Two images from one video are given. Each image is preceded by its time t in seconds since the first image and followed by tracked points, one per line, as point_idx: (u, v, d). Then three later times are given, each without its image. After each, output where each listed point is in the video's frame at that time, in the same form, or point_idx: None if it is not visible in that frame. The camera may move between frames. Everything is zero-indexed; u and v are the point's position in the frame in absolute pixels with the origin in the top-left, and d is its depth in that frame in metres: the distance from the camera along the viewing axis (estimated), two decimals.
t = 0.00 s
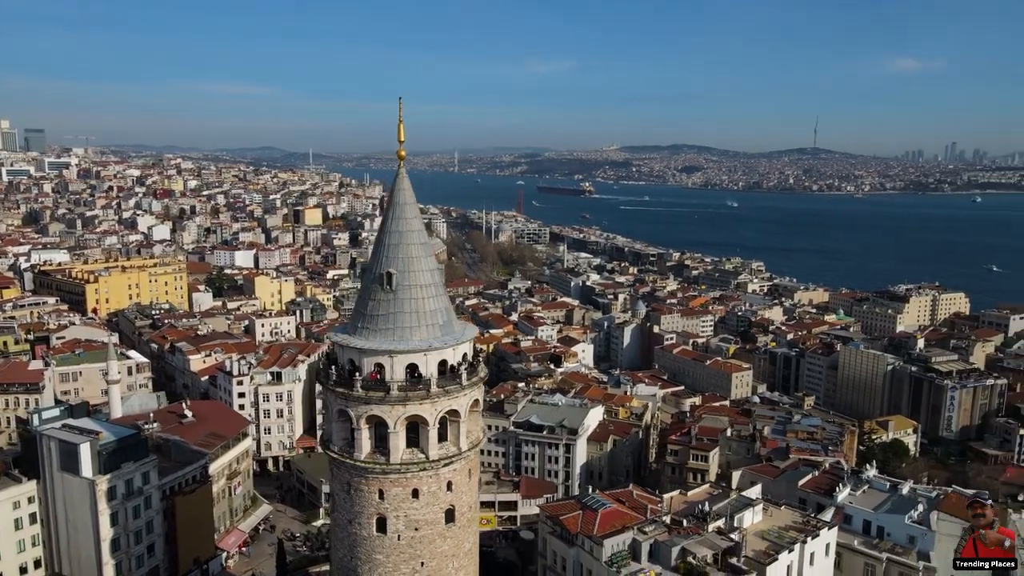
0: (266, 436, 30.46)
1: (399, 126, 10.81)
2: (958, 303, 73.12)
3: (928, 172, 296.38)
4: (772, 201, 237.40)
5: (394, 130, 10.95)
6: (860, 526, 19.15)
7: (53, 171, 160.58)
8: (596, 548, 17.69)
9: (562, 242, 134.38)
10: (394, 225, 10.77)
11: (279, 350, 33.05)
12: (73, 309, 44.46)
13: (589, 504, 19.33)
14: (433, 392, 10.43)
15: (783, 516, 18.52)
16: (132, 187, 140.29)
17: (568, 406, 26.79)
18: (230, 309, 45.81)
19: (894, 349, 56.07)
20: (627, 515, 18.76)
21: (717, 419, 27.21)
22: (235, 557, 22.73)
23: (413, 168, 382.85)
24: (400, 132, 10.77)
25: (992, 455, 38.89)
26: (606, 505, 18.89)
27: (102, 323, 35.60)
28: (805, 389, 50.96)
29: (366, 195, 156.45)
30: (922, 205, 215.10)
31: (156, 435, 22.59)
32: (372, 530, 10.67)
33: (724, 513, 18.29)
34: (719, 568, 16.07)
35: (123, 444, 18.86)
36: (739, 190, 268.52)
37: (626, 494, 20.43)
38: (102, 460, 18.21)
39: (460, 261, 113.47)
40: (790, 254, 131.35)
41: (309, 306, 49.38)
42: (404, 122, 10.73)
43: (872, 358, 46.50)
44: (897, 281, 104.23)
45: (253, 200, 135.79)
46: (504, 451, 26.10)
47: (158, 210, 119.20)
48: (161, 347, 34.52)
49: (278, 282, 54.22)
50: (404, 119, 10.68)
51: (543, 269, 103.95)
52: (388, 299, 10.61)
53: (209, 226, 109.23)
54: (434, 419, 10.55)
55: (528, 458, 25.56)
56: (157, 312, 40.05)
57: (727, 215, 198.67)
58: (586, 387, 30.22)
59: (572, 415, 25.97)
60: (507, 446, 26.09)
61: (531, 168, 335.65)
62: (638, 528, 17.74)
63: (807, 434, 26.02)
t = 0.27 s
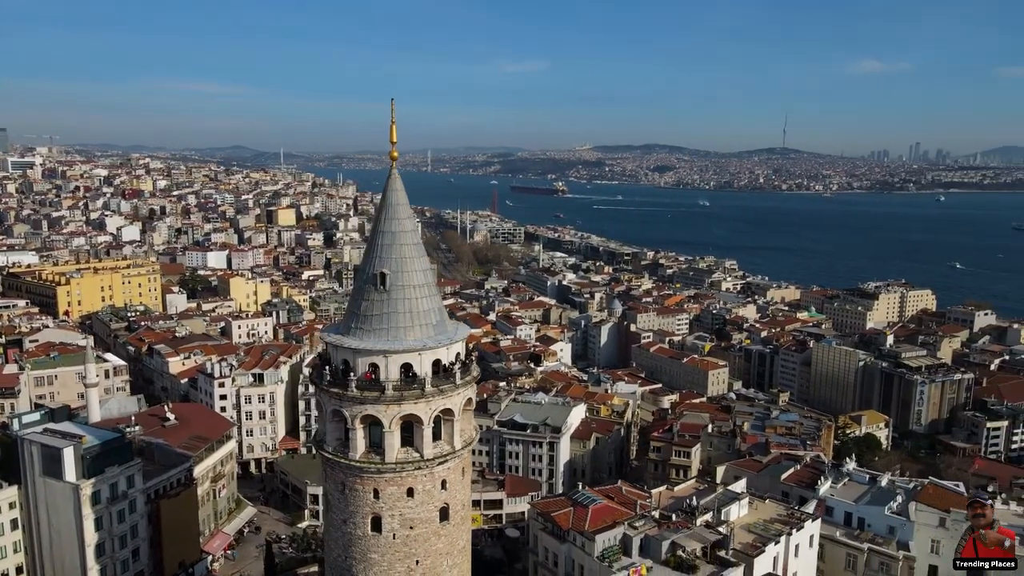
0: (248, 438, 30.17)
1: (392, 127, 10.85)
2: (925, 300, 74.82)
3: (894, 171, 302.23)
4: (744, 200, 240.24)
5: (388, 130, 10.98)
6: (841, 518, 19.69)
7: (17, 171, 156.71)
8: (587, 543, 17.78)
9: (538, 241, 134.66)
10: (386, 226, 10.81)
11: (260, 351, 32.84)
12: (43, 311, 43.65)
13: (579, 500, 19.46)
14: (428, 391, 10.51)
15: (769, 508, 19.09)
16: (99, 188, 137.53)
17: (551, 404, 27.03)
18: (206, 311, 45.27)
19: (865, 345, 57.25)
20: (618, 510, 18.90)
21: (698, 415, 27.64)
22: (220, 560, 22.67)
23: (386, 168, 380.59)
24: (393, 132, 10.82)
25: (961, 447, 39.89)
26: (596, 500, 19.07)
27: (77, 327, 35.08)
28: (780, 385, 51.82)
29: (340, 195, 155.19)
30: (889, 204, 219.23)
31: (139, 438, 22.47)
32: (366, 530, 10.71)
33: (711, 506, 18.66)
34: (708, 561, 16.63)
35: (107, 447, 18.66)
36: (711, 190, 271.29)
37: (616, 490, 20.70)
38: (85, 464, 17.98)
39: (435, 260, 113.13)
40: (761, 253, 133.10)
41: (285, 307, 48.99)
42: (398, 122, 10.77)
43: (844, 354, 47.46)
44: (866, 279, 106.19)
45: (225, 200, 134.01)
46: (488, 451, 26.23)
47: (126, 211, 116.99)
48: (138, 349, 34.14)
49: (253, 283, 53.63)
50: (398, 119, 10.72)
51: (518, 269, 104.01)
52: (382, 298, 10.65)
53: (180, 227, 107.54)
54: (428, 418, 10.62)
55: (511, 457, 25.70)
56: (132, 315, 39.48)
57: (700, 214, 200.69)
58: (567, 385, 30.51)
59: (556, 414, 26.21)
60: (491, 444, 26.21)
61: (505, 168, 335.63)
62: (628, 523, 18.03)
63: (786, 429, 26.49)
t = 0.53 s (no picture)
0: (232, 440, 29.97)
1: (386, 128, 10.90)
2: (898, 297, 76.11)
3: (865, 170, 307.05)
4: (719, 200, 242.45)
5: (380, 131, 11.03)
6: (826, 511, 20.03)
7: None
8: (581, 540, 18.05)
9: (516, 241, 134.78)
10: (381, 226, 10.85)
11: (243, 352, 32.64)
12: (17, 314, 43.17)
13: (572, 497, 19.59)
14: (423, 391, 10.57)
15: (757, 503, 19.42)
16: (70, 188, 135.19)
17: (536, 403, 27.22)
18: (185, 312, 44.79)
19: (840, 342, 58.15)
20: (610, 507, 19.05)
21: (683, 413, 28.00)
22: (208, 563, 22.57)
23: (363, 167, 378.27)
24: (386, 134, 10.86)
25: (935, 441, 40.64)
26: (588, 497, 19.21)
27: (55, 330, 34.69)
28: (758, 382, 52.50)
29: (317, 195, 154.12)
30: (861, 203, 222.62)
31: (126, 442, 22.32)
32: (362, 529, 10.74)
33: (700, 502, 18.96)
34: (699, 555, 16.83)
35: (94, 451, 18.52)
36: (687, 189, 273.42)
37: (606, 487, 20.90)
38: (73, 468, 17.85)
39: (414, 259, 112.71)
40: (737, 252, 134.48)
41: (265, 308, 48.66)
42: (391, 124, 10.84)
43: (822, 351, 48.23)
44: (840, 277, 107.76)
45: (200, 200, 132.56)
46: (474, 450, 26.30)
47: (99, 211, 115.18)
48: (118, 352, 33.81)
49: (232, 284, 53.17)
50: (391, 121, 10.78)
51: (498, 269, 104.07)
52: (376, 299, 10.69)
53: (154, 228, 106.13)
54: (424, 417, 10.69)
55: (498, 456, 25.81)
56: (110, 318, 39.02)
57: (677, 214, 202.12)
58: (551, 385, 30.71)
59: (542, 413, 26.40)
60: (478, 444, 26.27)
61: (482, 168, 335.33)
62: (620, 519, 18.17)
63: (768, 425, 26.91)
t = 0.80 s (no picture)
0: (213, 442, 29.71)
1: (379, 130, 10.96)
2: (868, 295, 77.56)
3: (833, 170, 312.25)
4: (692, 199, 244.68)
5: (374, 133, 11.08)
6: (809, 504, 20.55)
7: None
8: (573, 536, 18.04)
9: (492, 241, 134.79)
10: (375, 226, 10.90)
11: (224, 354, 32.36)
12: None
13: (562, 495, 19.76)
14: (418, 390, 10.64)
15: (742, 497, 19.90)
16: (36, 189, 132.36)
17: (520, 402, 27.41)
18: (160, 314, 44.21)
19: (813, 339, 59.14)
20: (601, 503, 19.26)
21: (665, 410, 28.36)
22: (193, 567, 22.39)
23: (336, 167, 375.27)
24: (380, 134, 10.93)
25: (906, 435, 41.49)
26: (579, 494, 19.39)
27: (29, 334, 34.16)
28: (734, 379, 53.27)
29: (290, 195, 152.67)
30: (829, 202, 226.36)
31: (108, 445, 22.13)
32: (357, 529, 10.78)
33: (688, 497, 19.30)
34: (689, 549, 17.22)
35: (79, 456, 18.37)
36: (660, 189, 275.54)
37: (596, 484, 21.13)
38: (59, 473, 17.70)
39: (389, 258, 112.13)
40: (710, 250, 135.92)
41: (242, 310, 48.20)
42: (384, 125, 10.90)
43: (796, 348, 49.08)
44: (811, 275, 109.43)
45: (171, 201, 130.68)
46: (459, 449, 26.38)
47: (66, 212, 112.95)
48: (95, 355, 33.36)
49: (207, 286, 52.61)
50: (384, 123, 10.85)
51: (474, 268, 104.03)
52: (371, 299, 10.73)
53: (124, 228, 104.36)
54: (419, 416, 10.76)
55: (483, 455, 25.93)
56: (84, 320, 38.45)
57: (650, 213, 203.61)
58: (533, 384, 31.00)
59: (526, 411, 26.58)
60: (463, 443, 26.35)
61: (456, 168, 334.63)
62: (611, 515, 18.36)
63: (747, 421, 27.38)
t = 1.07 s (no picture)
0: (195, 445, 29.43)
1: (371, 131, 11.00)
2: (839, 292, 78.91)
3: (802, 170, 316.59)
4: (666, 199, 246.55)
5: (366, 134, 11.12)
6: (792, 497, 20.85)
7: None
8: (565, 532, 18.29)
9: (467, 241, 134.55)
10: (368, 227, 10.94)
11: (205, 356, 32.04)
12: None
13: (554, 492, 19.96)
14: (413, 390, 10.71)
15: (728, 491, 20.22)
16: None
17: (504, 401, 27.57)
18: (134, 317, 43.53)
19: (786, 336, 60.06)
20: (591, 500, 19.50)
21: (648, 407, 28.72)
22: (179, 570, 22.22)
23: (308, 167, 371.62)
24: (372, 135, 10.99)
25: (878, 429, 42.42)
26: (570, 491, 19.61)
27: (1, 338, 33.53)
28: (711, 377, 53.93)
29: (262, 195, 150.95)
30: (799, 201, 229.65)
31: (91, 449, 21.93)
32: (353, 529, 10.82)
33: (676, 492, 19.62)
34: (678, 543, 17.51)
35: (62, 460, 18.22)
36: (633, 189, 277.23)
37: (586, 480, 21.37)
38: (41, 478, 17.53)
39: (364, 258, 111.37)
40: (683, 249, 137.15)
41: (217, 311, 47.63)
42: (376, 126, 10.94)
43: (770, 345, 49.87)
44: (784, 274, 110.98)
45: (141, 201, 128.47)
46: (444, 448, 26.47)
47: (32, 213, 110.39)
48: (71, 358, 32.85)
49: (182, 287, 51.92)
50: (376, 124, 10.89)
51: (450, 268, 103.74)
52: (365, 300, 10.78)
53: (93, 230, 102.35)
54: (413, 415, 10.83)
55: (468, 454, 26.04)
56: (56, 324, 37.77)
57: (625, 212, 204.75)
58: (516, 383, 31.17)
59: (510, 410, 26.74)
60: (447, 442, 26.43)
61: (431, 168, 333.35)
62: (601, 511, 18.64)
63: (728, 417, 27.85)
